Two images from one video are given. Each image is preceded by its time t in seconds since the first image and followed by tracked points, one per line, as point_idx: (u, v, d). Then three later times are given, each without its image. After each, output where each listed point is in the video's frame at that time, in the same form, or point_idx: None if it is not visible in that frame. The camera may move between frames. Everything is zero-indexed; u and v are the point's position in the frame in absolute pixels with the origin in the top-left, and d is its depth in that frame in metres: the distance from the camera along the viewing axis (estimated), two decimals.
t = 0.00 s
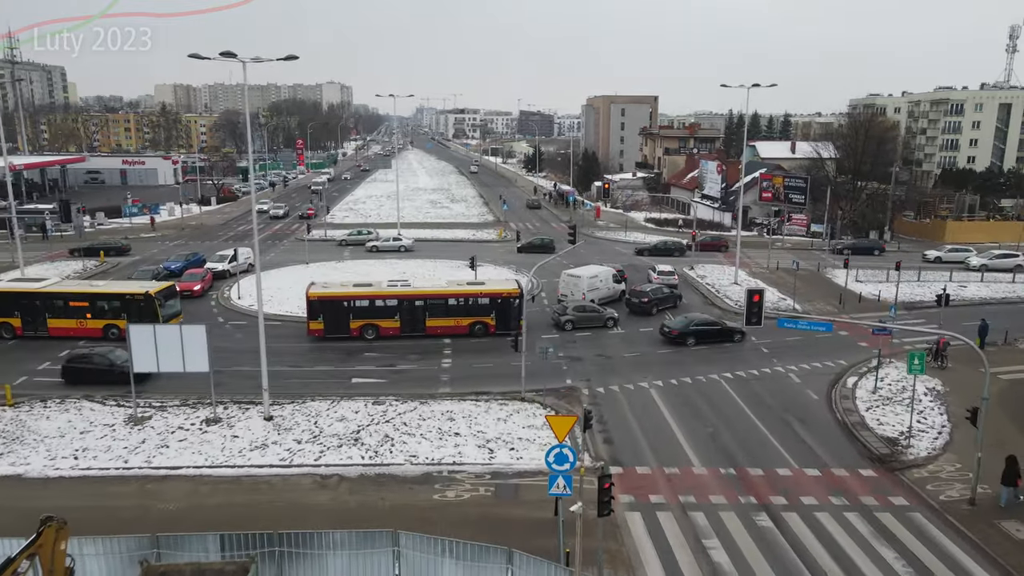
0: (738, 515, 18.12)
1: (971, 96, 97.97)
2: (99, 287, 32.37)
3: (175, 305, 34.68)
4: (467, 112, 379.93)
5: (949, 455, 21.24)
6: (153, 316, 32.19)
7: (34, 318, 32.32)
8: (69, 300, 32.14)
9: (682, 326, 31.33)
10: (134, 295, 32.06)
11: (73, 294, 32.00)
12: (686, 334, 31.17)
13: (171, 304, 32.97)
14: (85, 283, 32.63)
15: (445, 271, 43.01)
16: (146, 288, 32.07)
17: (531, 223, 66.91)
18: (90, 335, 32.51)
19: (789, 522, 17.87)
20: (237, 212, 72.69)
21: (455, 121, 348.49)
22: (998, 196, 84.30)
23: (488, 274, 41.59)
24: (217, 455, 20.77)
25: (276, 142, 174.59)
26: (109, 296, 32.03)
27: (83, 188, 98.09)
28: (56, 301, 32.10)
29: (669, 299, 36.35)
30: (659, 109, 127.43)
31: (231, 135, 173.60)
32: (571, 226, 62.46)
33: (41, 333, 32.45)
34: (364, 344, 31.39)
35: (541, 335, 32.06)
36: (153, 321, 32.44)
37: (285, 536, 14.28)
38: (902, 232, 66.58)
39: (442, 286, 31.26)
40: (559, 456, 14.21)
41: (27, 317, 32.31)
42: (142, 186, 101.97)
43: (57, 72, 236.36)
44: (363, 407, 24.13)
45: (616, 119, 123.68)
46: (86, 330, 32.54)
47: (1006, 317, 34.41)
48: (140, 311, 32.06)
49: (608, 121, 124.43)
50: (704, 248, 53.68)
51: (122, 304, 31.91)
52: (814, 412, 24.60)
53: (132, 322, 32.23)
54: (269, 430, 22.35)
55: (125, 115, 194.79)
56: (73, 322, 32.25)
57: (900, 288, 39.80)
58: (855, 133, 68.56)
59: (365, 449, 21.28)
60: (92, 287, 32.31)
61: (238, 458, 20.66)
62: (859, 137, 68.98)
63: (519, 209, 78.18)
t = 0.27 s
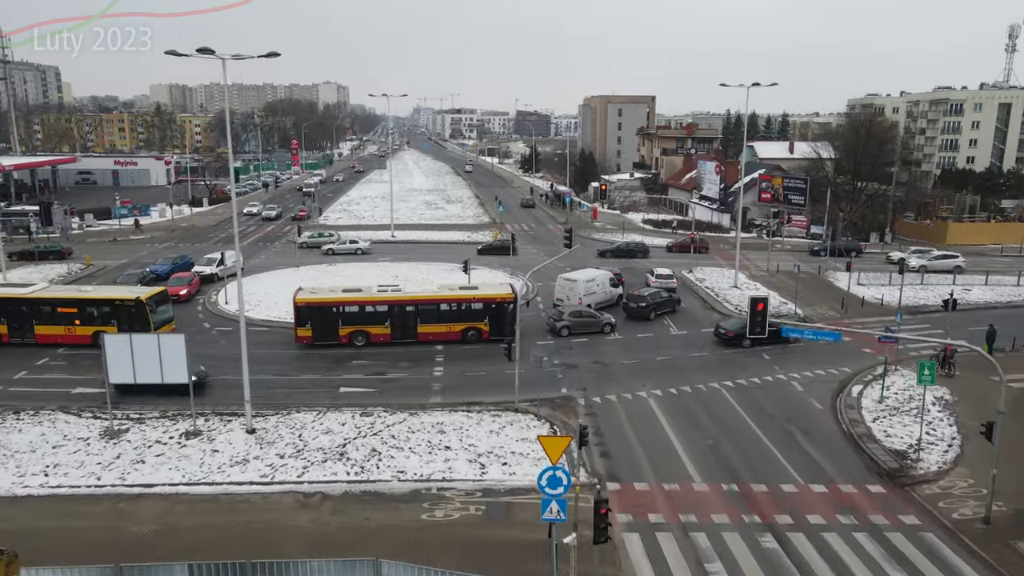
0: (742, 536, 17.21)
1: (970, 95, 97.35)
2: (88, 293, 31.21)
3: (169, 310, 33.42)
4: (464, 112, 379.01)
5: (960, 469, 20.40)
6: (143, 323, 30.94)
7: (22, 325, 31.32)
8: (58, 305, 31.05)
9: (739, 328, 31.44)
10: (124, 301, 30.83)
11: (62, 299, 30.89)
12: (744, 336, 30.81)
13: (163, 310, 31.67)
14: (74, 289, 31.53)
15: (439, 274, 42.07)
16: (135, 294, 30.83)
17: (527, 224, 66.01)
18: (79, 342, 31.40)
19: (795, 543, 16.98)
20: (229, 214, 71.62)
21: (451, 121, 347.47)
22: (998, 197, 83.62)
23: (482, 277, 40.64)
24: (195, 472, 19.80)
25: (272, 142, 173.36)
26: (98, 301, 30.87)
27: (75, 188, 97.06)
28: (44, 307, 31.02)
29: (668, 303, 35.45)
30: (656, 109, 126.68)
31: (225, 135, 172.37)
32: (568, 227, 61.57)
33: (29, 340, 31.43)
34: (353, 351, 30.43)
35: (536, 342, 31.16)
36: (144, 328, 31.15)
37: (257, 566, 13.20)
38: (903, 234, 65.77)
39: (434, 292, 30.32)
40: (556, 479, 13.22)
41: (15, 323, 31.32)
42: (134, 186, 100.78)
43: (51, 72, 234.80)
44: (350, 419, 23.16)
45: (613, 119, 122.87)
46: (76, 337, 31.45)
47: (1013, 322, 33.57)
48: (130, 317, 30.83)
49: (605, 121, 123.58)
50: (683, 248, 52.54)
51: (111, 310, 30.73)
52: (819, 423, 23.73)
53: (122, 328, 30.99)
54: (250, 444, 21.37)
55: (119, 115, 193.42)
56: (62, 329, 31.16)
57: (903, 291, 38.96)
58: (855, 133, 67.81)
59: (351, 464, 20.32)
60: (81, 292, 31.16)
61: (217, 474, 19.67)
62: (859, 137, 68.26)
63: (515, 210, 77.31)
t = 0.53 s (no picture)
0: (746, 558, 16.28)
1: (970, 95, 96.60)
2: (75, 299, 30.21)
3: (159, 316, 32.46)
4: (461, 112, 378.00)
5: (973, 485, 19.53)
6: (132, 329, 29.96)
7: (6, 332, 30.28)
8: (43, 312, 30.03)
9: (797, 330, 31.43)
10: (112, 307, 29.86)
11: (48, 305, 29.89)
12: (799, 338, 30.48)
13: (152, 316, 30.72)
14: (60, 295, 30.53)
15: (432, 277, 41.13)
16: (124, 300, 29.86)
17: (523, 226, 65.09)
18: (66, 350, 30.37)
19: (802, 566, 16.05)
20: (222, 215, 70.58)
21: (449, 121, 346.38)
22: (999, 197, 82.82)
23: (476, 281, 39.69)
24: (170, 489, 18.84)
25: (267, 142, 172.22)
26: (86, 307, 29.86)
27: (67, 189, 96.06)
28: (29, 314, 30.00)
29: (667, 308, 34.56)
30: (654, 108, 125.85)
31: (221, 135, 171.18)
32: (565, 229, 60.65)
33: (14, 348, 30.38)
34: (342, 358, 29.49)
35: (531, 349, 30.23)
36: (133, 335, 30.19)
37: None
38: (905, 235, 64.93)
39: (426, 297, 29.38)
40: (546, 502, 12.58)
41: None
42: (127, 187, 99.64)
43: (46, 71, 233.29)
44: (336, 431, 22.20)
45: (611, 119, 122.00)
46: (62, 345, 30.42)
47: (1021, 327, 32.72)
48: (118, 324, 29.85)
49: (603, 121, 122.70)
50: (662, 249, 51.80)
51: (99, 316, 29.73)
52: (824, 434, 22.83)
53: (111, 335, 29.99)
54: (230, 458, 20.41)
55: (114, 115, 192.10)
56: (48, 336, 30.14)
57: (908, 295, 38.07)
58: (856, 133, 67.00)
59: (335, 480, 19.37)
60: (68, 298, 30.17)
61: (193, 492, 18.71)
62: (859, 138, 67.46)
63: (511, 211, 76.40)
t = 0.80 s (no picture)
0: None
1: (971, 95, 95.84)
2: (60, 305, 29.19)
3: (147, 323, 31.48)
4: (459, 112, 377.04)
5: (987, 501, 18.65)
6: (119, 336, 28.97)
7: None
8: (27, 318, 28.98)
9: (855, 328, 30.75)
10: (98, 314, 28.84)
11: (31, 311, 28.85)
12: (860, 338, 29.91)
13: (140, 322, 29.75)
14: (44, 301, 29.49)
15: (425, 281, 40.22)
16: (111, 306, 28.87)
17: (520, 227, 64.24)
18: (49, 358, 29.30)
19: None
20: (214, 216, 69.59)
21: (446, 121, 345.39)
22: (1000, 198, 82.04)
23: (471, 285, 38.76)
24: (143, 508, 17.87)
25: (263, 143, 171.28)
26: (71, 314, 28.85)
27: (59, 190, 95.07)
28: (11, 320, 28.93)
29: (665, 312, 33.69)
30: (652, 108, 125.06)
31: (216, 135, 170.12)
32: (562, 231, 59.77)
33: None
34: (330, 365, 28.56)
35: (525, 355, 29.33)
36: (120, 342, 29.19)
37: None
38: (907, 237, 64.03)
39: (418, 302, 28.45)
40: (537, 533, 11.69)
41: None
42: (119, 187, 98.59)
43: (41, 71, 232.14)
44: (321, 443, 21.27)
45: (609, 119, 121.19)
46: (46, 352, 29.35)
47: None
48: (104, 331, 28.84)
49: (600, 121, 121.88)
50: (641, 250, 51.10)
51: (85, 322, 28.72)
52: (829, 446, 21.93)
53: (96, 341, 28.95)
54: (209, 474, 19.44)
55: (109, 115, 190.93)
56: (32, 343, 29.07)
57: (912, 299, 37.21)
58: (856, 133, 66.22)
59: (317, 497, 18.42)
60: (52, 304, 29.14)
61: (167, 511, 17.74)
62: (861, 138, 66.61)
63: (507, 212, 75.45)
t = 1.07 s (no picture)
0: None
1: (972, 94, 95.20)
2: (41, 311, 27.95)
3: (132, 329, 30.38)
4: (457, 112, 376.15)
5: (1004, 520, 17.76)
6: (105, 344, 27.88)
7: None
8: (6, 325, 27.70)
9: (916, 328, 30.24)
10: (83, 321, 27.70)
11: (12, 317, 27.58)
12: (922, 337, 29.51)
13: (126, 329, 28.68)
14: (25, 307, 28.25)
15: (420, 285, 39.33)
16: (96, 312, 27.75)
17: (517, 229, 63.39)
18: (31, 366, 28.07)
19: None
20: (208, 218, 68.66)
21: (444, 121, 344.56)
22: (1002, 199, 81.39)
23: (466, 289, 37.86)
24: (115, 529, 16.90)
25: (260, 143, 170.32)
26: (53, 320, 27.65)
27: (52, 190, 94.00)
28: None
29: (666, 317, 32.81)
30: (651, 109, 124.31)
31: (213, 135, 169.11)
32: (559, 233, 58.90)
33: None
34: (320, 373, 27.63)
35: (521, 363, 28.40)
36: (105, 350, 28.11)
37: None
38: (911, 239, 63.26)
39: (410, 308, 27.54)
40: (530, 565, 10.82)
41: None
42: (113, 188, 97.54)
43: (37, 71, 231.03)
44: (306, 458, 20.33)
45: (607, 119, 120.39)
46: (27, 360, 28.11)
47: None
48: (89, 338, 27.72)
49: (599, 121, 121.09)
50: (624, 251, 50.15)
51: (69, 329, 27.56)
52: (837, 460, 21.02)
53: (81, 350, 27.86)
54: (187, 491, 18.48)
55: (105, 116, 189.80)
56: (12, 351, 27.81)
57: (917, 303, 36.38)
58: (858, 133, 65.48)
59: (300, 516, 17.47)
60: (34, 310, 27.91)
61: (141, 532, 16.76)
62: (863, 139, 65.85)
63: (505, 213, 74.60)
